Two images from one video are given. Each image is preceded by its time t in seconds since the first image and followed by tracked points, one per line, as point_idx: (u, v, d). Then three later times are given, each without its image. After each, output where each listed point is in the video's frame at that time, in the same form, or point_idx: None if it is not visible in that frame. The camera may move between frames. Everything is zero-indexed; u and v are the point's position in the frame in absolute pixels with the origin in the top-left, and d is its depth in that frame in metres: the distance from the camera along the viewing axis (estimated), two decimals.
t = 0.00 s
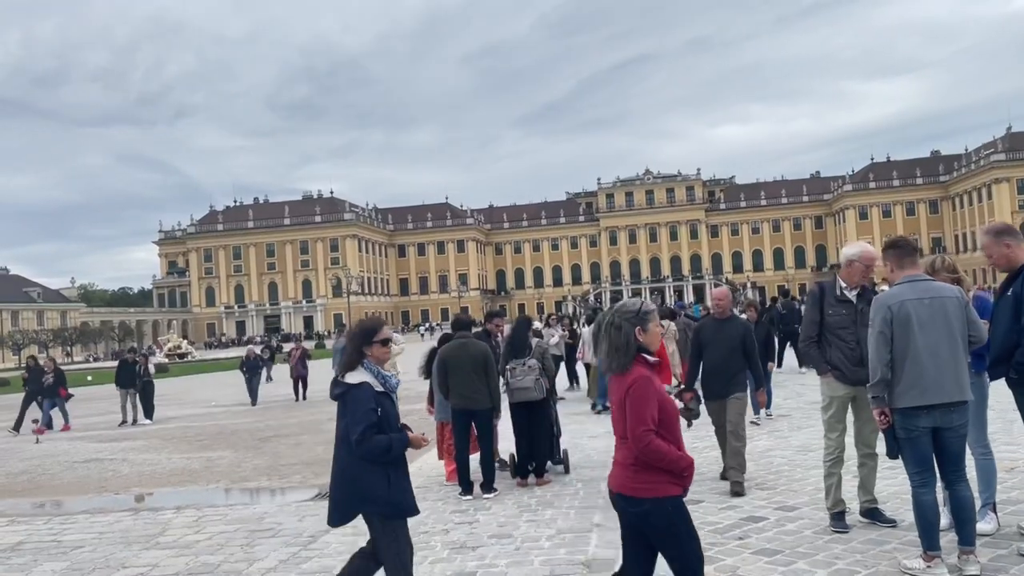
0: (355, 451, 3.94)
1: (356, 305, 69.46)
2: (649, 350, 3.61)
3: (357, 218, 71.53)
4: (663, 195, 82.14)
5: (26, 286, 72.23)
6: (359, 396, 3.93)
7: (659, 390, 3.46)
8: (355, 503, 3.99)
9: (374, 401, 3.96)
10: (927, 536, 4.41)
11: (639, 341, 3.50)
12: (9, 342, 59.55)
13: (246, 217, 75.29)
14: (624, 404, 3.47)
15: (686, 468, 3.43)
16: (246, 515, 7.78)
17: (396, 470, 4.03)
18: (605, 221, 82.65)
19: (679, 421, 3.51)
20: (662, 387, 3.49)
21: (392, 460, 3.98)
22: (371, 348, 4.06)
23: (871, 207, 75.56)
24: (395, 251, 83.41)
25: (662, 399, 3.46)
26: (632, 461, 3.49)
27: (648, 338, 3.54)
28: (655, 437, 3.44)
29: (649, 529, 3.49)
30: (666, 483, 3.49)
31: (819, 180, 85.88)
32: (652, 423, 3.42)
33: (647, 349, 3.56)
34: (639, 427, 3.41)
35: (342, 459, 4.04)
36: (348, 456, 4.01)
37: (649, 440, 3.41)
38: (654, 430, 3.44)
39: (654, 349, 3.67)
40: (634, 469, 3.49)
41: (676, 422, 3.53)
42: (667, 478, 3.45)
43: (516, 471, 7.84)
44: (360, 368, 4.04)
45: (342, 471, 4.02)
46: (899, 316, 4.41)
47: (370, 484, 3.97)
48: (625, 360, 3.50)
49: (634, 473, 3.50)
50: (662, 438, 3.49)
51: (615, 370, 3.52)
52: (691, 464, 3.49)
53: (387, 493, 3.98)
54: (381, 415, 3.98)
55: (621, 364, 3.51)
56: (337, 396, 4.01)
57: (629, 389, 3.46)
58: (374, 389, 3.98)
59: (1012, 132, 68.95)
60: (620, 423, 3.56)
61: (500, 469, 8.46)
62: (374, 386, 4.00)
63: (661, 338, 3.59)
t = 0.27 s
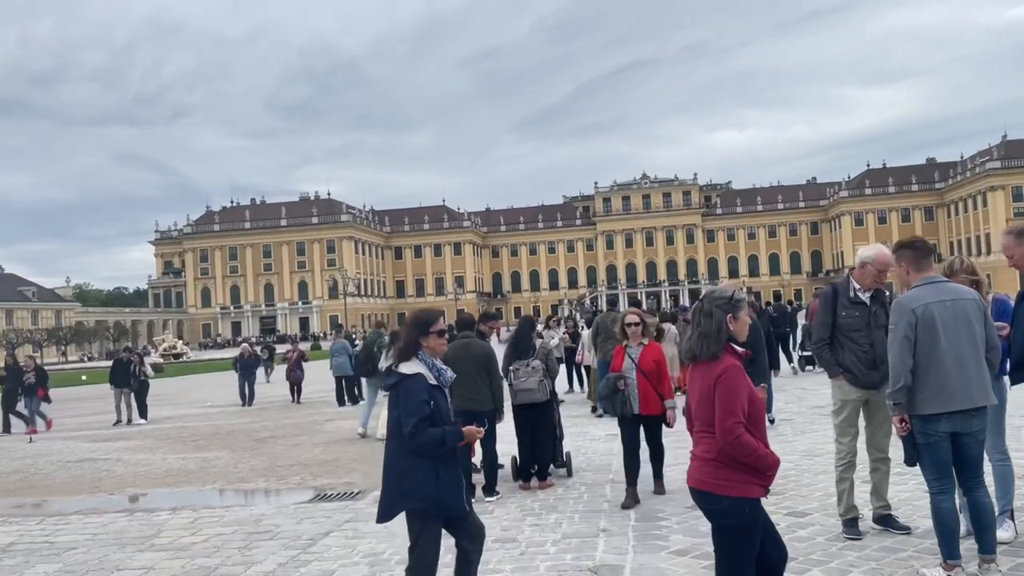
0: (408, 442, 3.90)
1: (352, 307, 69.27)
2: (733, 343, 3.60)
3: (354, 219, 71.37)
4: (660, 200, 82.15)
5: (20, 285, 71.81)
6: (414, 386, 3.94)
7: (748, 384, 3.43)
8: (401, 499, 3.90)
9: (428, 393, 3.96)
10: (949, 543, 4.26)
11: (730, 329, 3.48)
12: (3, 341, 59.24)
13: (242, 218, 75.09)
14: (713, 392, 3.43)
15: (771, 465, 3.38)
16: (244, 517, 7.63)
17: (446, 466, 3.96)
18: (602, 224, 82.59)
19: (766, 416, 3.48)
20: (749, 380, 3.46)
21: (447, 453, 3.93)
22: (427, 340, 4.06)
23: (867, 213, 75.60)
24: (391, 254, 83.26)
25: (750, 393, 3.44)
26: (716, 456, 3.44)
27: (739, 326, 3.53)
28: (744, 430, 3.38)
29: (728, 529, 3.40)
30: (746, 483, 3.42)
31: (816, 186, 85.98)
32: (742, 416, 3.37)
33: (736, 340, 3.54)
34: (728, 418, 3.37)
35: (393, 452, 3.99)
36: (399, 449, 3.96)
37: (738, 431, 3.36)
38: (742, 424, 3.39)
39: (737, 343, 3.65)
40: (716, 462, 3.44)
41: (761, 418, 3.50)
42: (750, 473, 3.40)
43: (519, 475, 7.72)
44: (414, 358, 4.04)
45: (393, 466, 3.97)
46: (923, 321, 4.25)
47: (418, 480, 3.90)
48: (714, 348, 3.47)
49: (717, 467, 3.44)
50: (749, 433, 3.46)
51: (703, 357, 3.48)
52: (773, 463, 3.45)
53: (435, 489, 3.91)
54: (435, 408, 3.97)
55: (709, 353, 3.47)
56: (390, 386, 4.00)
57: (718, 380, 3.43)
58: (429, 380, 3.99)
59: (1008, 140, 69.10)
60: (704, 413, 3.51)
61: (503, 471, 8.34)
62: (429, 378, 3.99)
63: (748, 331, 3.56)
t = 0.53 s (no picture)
0: (464, 448, 3.79)
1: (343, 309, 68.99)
2: (821, 347, 3.49)
3: (346, 221, 71.12)
4: (652, 205, 82.20)
5: (9, 285, 71.28)
6: (475, 390, 3.83)
7: (836, 390, 3.30)
8: (459, 507, 3.80)
9: (488, 397, 3.85)
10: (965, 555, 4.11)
11: (820, 332, 3.37)
12: None
13: (233, 219, 74.76)
14: (798, 397, 3.31)
15: (863, 477, 3.24)
16: (235, 522, 7.44)
17: (502, 475, 3.85)
18: (594, 229, 82.56)
19: (857, 422, 3.35)
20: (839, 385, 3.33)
21: (504, 461, 3.81)
22: (486, 343, 3.98)
23: (859, 220, 75.76)
24: (383, 256, 83.00)
25: (839, 399, 3.31)
26: (803, 466, 3.31)
27: (828, 330, 3.43)
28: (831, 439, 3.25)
29: (815, 540, 3.30)
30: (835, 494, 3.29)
31: (808, 192, 86.17)
32: (830, 424, 3.24)
33: (825, 343, 3.44)
34: (815, 424, 3.24)
35: (449, 458, 3.90)
36: (455, 453, 3.87)
37: (827, 440, 3.22)
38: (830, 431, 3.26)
39: (823, 347, 3.55)
40: (799, 471, 3.32)
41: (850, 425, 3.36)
42: (838, 486, 3.26)
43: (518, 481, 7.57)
44: (474, 362, 3.93)
45: (447, 470, 3.87)
46: (947, 325, 4.08)
47: (476, 487, 3.80)
48: (804, 350, 3.34)
49: (800, 475, 3.33)
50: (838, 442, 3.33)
51: (790, 361, 3.36)
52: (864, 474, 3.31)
53: (492, 499, 3.81)
54: (494, 414, 3.86)
55: (798, 355, 3.34)
56: (450, 389, 3.93)
57: (804, 384, 3.30)
58: (488, 384, 3.88)
59: (998, 148, 69.42)
60: (789, 420, 3.39)
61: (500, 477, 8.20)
62: (488, 381, 3.90)
63: (837, 336, 3.47)
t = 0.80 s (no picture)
0: (515, 445, 3.84)
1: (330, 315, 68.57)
2: (907, 347, 3.35)
3: (334, 226, 70.75)
4: (641, 213, 82.28)
5: None
6: (527, 386, 3.85)
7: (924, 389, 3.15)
8: (513, 507, 3.85)
9: (540, 395, 3.87)
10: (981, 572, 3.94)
11: (904, 331, 3.22)
12: None
13: (220, 222, 74.24)
14: (882, 397, 3.16)
15: (955, 479, 3.09)
16: (219, 533, 7.23)
17: (557, 472, 3.88)
18: (583, 236, 82.55)
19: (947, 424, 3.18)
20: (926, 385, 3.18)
21: (557, 460, 3.86)
22: (540, 339, 4.01)
23: (846, 229, 76.13)
24: (371, 261, 82.62)
25: (927, 399, 3.16)
26: (889, 468, 3.17)
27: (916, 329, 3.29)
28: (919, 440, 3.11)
29: (906, 545, 3.16)
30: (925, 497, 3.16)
31: (795, 201, 86.54)
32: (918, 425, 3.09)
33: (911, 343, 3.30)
34: (901, 424, 3.09)
35: (501, 456, 3.95)
36: (508, 452, 3.90)
37: (914, 442, 3.08)
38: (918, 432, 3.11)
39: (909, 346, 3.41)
40: (886, 474, 3.18)
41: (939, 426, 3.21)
42: (926, 488, 3.12)
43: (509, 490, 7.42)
44: (527, 359, 3.97)
45: (501, 467, 3.93)
46: (965, 334, 3.95)
47: (531, 485, 3.85)
48: (890, 348, 3.20)
49: (885, 479, 3.19)
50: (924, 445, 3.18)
51: (873, 360, 3.22)
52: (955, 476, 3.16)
53: (547, 499, 3.85)
54: (546, 412, 3.86)
55: (884, 352, 3.20)
56: (501, 387, 3.95)
57: (890, 383, 3.15)
58: (541, 381, 3.90)
59: (984, 159, 69.98)
60: (873, 422, 3.24)
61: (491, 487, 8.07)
62: (541, 379, 3.91)
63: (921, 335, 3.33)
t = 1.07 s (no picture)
0: (572, 454, 3.59)
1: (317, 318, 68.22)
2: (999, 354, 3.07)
3: (322, 229, 70.44)
4: (629, 218, 82.41)
5: None
6: (587, 393, 3.60)
7: None
8: (569, 518, 3.59)
9: (599, 402, 3.62)
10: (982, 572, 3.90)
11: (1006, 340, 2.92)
12: None
13: (207, 225, 73.78)
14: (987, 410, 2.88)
15: None
16: (207, 539, 7.08)
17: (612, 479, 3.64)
18: (571, 241, 82.60)
19: None
20: None
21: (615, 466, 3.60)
22: (595, 343, 3.76)
23: (832, 236, 76.51)
24: (359, 265, 82.31)
25: None
26: (995, 481, 2.89)
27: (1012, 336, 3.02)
28: None
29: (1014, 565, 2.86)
30: None
31: (782, 208, 86.91)
32: None
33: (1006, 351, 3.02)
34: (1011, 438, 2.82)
35: (555, 463, 3.67)
36: (563, 458, 3.64)
37: None
38: None
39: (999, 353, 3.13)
40: (992, 486, 2.89)
41: None
42: None
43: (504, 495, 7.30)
44: (584, 362, 3.73)
45: (554, 473, 3.66)
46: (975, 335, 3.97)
47: (588, 495, 3.58)
48: (991, 358, 2.92)
49: (991, 491, 2.90)
50: None
51: (973, 367, 2.93)
52: None
53: (604, 509, 3.59)
54: (604, 418, 3.62)
55: (985, 361, 2.92)
56: (559, 393, 3.69)
57: (997, 393, 2.87)
58: (600, 387, 3.65)
59: (968, 168, 70.56)
60: (974, 432, 2.96)
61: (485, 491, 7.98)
62: (598, 384, 3.67)
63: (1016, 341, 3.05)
